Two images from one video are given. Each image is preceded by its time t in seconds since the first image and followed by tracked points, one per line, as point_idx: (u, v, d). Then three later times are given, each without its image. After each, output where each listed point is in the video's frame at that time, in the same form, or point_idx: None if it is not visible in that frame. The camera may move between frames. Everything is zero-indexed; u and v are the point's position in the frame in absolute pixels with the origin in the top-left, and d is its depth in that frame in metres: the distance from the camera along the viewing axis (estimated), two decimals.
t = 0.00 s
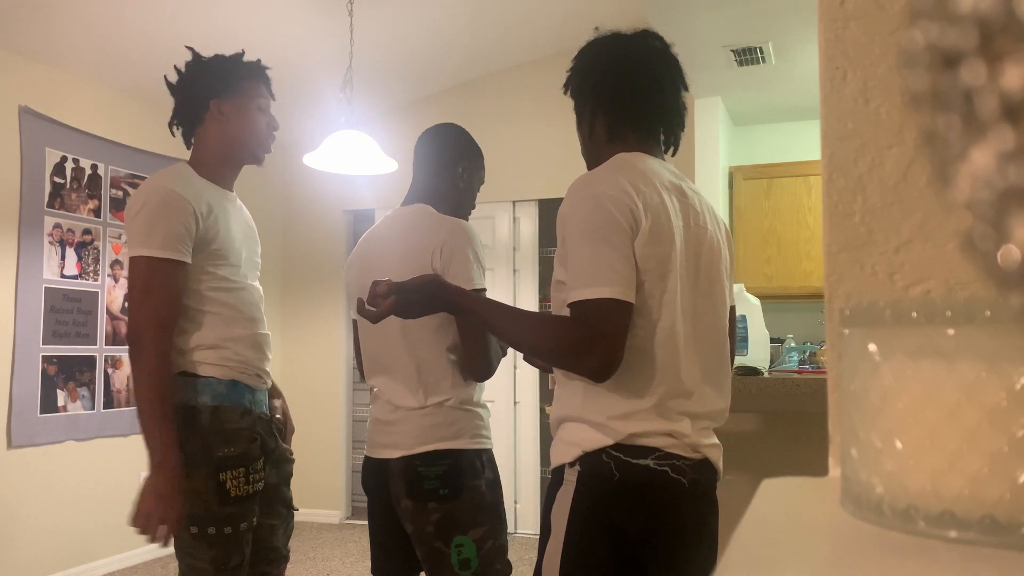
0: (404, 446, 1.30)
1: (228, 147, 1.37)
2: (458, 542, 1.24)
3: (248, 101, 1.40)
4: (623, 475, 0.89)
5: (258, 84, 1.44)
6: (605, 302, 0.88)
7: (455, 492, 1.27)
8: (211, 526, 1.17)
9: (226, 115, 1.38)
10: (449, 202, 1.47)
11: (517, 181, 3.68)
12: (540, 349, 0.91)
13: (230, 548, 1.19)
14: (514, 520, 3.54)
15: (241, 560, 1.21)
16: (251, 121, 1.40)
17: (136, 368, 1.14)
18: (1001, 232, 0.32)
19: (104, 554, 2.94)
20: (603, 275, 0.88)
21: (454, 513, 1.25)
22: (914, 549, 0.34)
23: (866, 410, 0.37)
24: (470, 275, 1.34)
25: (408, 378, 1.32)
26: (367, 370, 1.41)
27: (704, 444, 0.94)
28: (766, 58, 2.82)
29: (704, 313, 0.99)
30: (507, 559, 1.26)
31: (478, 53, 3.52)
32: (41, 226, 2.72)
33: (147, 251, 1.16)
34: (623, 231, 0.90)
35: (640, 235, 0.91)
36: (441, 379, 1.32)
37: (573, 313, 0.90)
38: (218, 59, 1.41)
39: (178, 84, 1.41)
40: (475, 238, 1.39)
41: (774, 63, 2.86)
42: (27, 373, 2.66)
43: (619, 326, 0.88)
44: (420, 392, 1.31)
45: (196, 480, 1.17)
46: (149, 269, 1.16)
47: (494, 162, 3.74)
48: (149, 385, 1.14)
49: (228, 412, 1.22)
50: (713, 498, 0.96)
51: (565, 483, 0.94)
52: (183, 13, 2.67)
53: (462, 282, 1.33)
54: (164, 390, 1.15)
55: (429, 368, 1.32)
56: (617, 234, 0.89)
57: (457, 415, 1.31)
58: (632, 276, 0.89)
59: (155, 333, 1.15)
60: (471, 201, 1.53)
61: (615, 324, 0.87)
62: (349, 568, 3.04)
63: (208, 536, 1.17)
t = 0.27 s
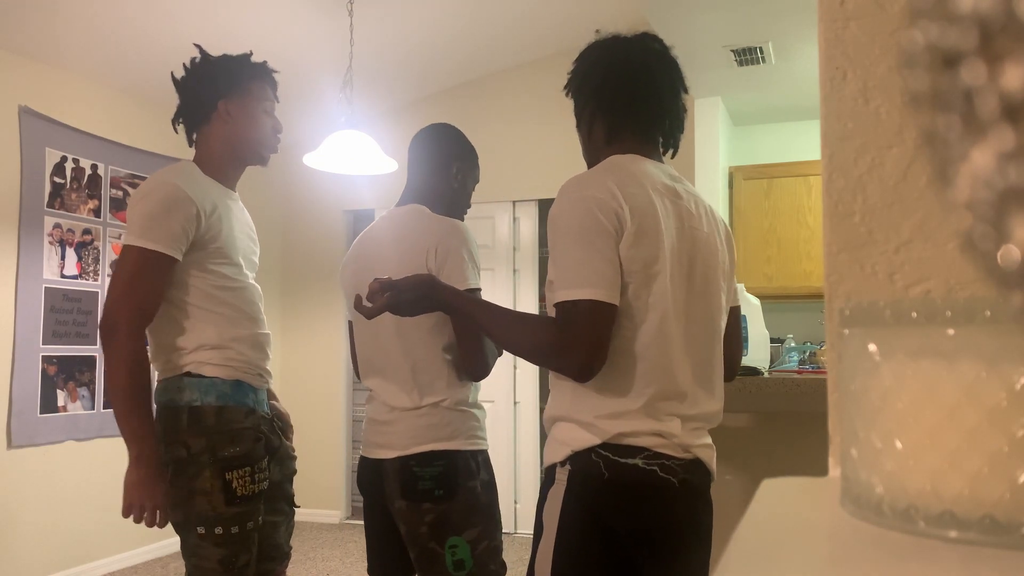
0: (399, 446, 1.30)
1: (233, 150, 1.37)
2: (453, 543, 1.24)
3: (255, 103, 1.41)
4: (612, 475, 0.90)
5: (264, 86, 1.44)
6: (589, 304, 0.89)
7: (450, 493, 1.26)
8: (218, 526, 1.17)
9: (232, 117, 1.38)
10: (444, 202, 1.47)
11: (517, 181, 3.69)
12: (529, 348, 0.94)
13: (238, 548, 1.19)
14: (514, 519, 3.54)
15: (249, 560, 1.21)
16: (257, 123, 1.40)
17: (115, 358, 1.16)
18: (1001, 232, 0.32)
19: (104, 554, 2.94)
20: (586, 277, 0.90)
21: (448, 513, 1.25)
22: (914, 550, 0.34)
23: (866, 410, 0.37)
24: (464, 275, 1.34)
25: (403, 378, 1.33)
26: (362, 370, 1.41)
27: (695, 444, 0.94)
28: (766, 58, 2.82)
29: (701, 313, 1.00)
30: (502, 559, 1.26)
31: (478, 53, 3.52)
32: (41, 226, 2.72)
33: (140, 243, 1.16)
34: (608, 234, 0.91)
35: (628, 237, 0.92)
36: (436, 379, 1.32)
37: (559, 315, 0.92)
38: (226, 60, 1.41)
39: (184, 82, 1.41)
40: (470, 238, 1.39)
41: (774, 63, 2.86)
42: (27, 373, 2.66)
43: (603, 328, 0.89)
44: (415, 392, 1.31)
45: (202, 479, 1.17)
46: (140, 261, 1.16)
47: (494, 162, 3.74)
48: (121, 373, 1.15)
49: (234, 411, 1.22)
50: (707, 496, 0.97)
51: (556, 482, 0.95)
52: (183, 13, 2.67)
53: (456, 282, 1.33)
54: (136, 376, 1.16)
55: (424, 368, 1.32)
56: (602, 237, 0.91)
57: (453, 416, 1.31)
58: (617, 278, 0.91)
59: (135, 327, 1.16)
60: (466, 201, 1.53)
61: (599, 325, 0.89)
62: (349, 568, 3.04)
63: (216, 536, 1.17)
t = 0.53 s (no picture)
0: (397, 447, 1.30)
1: (229, 149, 1.37)
2: (451, 543, 1.24)
3: (249, 103, 1.41)
4: (605, 474, 0.90)
5: (258, 87, 1.45)
6: (579, 305, 0.90)
7: (448, 493, 1.26)
8: (219, 526, 1.16)
9: (228, 116, 1.38)
10: (441, 202, 1.47)
11: (517, 181, 3.69)
12: (521, 348, 0.94)
13: (238, 548, 1.18)
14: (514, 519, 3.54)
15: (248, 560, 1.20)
16: (251, 123, 1.41)
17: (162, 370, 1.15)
18: (1001, 233, 0.32)
19: (105, 554, 2.94)
20: (576, 277, 0.90)
21: (447, 514, 1.25)
22: (914, 550, 0.34)
23: (866, 410, 0.37)
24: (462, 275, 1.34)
25: (400, 379, 1.32)
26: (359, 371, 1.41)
27: (687, 444, 0.94)
28: (766, 58, 2.82)
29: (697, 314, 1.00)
30: (500, 559, 1.26)
31: (478, 53, 3.52)
32: (41, 226, 2.72)
33: (152, 245, 1.16)
34: (599, 235, 0.92)
35: (619, 238, 0.92)
36: (434, 379, 1.32)
37: (549, 316, 0.93)
38: (219, 61, 1.41)
39: (177, 82, 1.40)
40: (467, 238, 1.39)
41: (774, 63, 2.86)
42: (27, 373, 2.66)
43: (594, 328, 0.90)
44: (412, 392, 1.31)
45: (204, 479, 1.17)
46: (154, 263, 1.16)
47: (494, 162, 3.75)
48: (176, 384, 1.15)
49: (235, 411, 1.23)
50: (700, 495, 0.97)
51: (548, 482, 0.95)
52: (183, 13, 2.67)
53: (453, 282, 1.33)
54: (194, 382, 1.15)
55: (421, 368, 1.32)
56: (592, 237, 0.91)
57: (451, 416, 1.31)
58: (608, 278, 0.91)
59: (171, 332, 1.15)
60: (463, 200, 1.53)
61: (590, 325, 0.90)
62: (349, 567, 3.04)
63: (218, 535, 1.16)
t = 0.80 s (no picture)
0: (397, 447, 1.30)
1: (228, 149, 1.37)
2: (452, 543, 1.24)
3: (247, 105, 1.41)
4: (601, 475, 0.90)
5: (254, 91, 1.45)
6: (576, 303, 0.90)
7: (448, 493, 1.26)
8: (219, 524, 1.17)
9: (227, 116, 1.38)
10: (439, 202, 1.47)
11: (517, 181, 3.69)
12: (516, 347, 0.94)
13: (235, 547, 1.19)
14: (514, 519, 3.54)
15: (245, 559, 1.21)
16: (250, 124, 1.41)
17: (190, 365, 1.14)
18: (1001, 232, 0.32)
19: (105, 554, 2.94)
20: (572, 276, 0.90)
21: (447, 514, 1.25)
22: (914, 550, 0.34)
23: (866, 411, 0.37)
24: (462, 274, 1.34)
25: (400, 378, 1.32)
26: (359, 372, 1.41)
27: (683, 444, 0.95)
28: (766, 58, 2.82)
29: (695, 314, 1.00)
30: (500, 558, 1.27)
31: (478, 53, 3.52)
32: (41, 226, 2.72)
33: (163, 241, 1.16)
34: (596, 233, 0.92)
35: (616, 236, 0.92)
36: (434, 379, 1.32)
37: (546, 313, 0.93)
38: (217, 66, 1.42)
39: (176, 87, 1.41)
40: (467, 238, 1.40)
41: (774, 63, 2.86)
42: (27, 373, 2.66)
43: (590, 327, 0.90)
44: (412, 392, 1.31)
45: (206, 478, 1.18)
46: (165, 260, 1.16)
47: (494, 162, 3.75)
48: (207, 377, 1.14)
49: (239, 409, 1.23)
50: (694, 495, 0.97)
51: (544, 482, 0.95)
52: (183, 13, 2.67)
53: (453, 280, 1.33)
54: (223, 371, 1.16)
55: (421, 368, 1.32)
56: (588, 235, 0.91)
57: (451, 416, 1.31)
58: (604, 277, 0.91)
59: (192, 326, 1.15)
60: (461, 200, 1.53)
61: (586, 323, 0.89)
62: (349, 567, 3.04)
63: (217, 534, 1.17)
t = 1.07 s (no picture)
0: (397, 447, 1.30)
1: (232, 154, 1.38)
2: (452, 543, 1.24)
3: (251, 109, 1.42)
4: (600, 475, 0.90)
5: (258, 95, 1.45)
6: (574, 301, 0.90)
7: (449, 493, 1.26)
8: (221, 524, 1.17)
9: (230, 119, 1.38)
10: (439, 201, 1.47)
11: (517, 181, 3.68)
12: (514, 346, 0.94)
13: (236, 546, 1.18)
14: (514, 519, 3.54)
15: (246, 559, 1.20)
16: (254, 128, 1.41)
17: (177, 366, 1.15)
18: (1001, 232, 0.32)
19: (105, 554, 2.94)
20: (571, 274, 0.90)
21: (447, 514, 1.25)
22: (914, 550, 0.34)
23: (866, 410, 0.37)
24: (462, 274, 1.34)
25: (400, 378, 1.32)
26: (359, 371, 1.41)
27: (681, 444, 0.95)
28: (766, 58, 2.82)
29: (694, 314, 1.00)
30: (500, 558, 1.27)
31: (478, 53, 3.52)
32: (41, 226, 2.72)
33: (167, 239, 1.16)
34: (595, 232, 0.92)
35: (615, 236, 0.92)
36: (434, 379, 1.32)
37: (544, 311, 0.93)
38: (222, 68, 1.42)
39: (181, 86, 1.40)
40: (467, 237, 1.39)
41: (774, 63, 2.85)
42: (27, 373, 2.66)
43: (589, 326, 0.90)
44: (412, 392, 1.31)
45: (207, 478, 1.18)
46: (168, 259, 1.16)
47: (494, 162, 3.75)
48: (192, 380, 1.15)
49: (238, 410, 1.24)
50: (691, 495, 0.97)
51: (543, 483, 0.95)
52: (183, 13, 2.67)
53: (452, 280, 1.33)
54: (207, 377, 1.16)
55: (421, 368, 1.32)
56: (588, 235, 0.91)
57: (451, 416, 1.31)
58: (602, 276, 0.91)
59: (186, 328, 1.16)
60: (462, 199, 1.53)
61: (583, 322, 0.90)
62: (349, 567, 3.04)
63: (218, 534, 1.17)
